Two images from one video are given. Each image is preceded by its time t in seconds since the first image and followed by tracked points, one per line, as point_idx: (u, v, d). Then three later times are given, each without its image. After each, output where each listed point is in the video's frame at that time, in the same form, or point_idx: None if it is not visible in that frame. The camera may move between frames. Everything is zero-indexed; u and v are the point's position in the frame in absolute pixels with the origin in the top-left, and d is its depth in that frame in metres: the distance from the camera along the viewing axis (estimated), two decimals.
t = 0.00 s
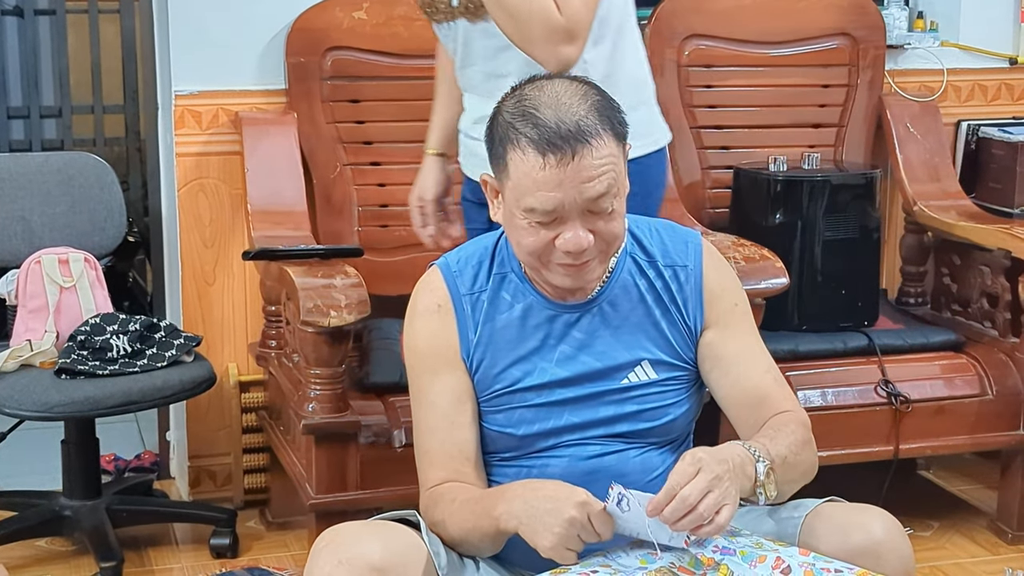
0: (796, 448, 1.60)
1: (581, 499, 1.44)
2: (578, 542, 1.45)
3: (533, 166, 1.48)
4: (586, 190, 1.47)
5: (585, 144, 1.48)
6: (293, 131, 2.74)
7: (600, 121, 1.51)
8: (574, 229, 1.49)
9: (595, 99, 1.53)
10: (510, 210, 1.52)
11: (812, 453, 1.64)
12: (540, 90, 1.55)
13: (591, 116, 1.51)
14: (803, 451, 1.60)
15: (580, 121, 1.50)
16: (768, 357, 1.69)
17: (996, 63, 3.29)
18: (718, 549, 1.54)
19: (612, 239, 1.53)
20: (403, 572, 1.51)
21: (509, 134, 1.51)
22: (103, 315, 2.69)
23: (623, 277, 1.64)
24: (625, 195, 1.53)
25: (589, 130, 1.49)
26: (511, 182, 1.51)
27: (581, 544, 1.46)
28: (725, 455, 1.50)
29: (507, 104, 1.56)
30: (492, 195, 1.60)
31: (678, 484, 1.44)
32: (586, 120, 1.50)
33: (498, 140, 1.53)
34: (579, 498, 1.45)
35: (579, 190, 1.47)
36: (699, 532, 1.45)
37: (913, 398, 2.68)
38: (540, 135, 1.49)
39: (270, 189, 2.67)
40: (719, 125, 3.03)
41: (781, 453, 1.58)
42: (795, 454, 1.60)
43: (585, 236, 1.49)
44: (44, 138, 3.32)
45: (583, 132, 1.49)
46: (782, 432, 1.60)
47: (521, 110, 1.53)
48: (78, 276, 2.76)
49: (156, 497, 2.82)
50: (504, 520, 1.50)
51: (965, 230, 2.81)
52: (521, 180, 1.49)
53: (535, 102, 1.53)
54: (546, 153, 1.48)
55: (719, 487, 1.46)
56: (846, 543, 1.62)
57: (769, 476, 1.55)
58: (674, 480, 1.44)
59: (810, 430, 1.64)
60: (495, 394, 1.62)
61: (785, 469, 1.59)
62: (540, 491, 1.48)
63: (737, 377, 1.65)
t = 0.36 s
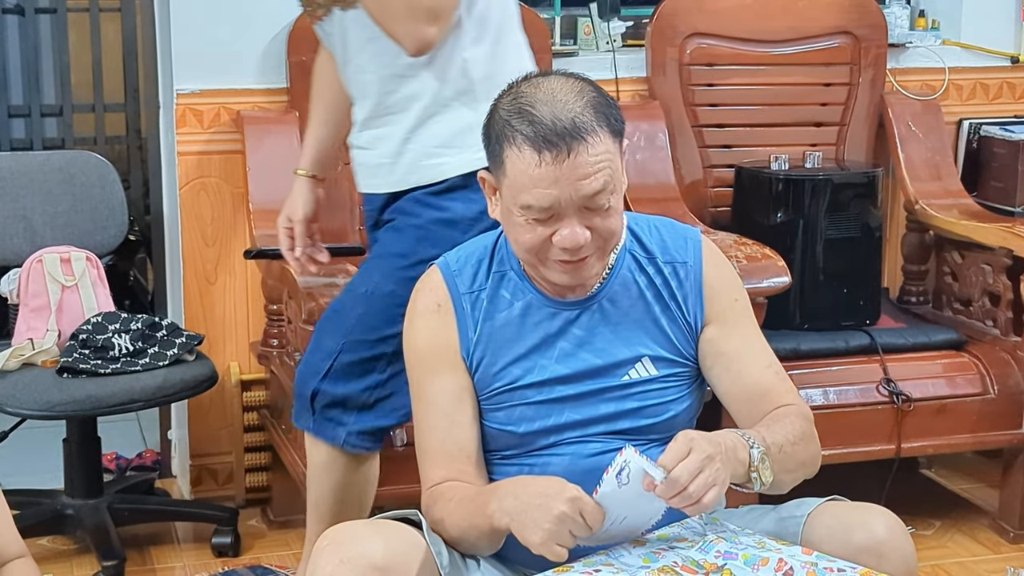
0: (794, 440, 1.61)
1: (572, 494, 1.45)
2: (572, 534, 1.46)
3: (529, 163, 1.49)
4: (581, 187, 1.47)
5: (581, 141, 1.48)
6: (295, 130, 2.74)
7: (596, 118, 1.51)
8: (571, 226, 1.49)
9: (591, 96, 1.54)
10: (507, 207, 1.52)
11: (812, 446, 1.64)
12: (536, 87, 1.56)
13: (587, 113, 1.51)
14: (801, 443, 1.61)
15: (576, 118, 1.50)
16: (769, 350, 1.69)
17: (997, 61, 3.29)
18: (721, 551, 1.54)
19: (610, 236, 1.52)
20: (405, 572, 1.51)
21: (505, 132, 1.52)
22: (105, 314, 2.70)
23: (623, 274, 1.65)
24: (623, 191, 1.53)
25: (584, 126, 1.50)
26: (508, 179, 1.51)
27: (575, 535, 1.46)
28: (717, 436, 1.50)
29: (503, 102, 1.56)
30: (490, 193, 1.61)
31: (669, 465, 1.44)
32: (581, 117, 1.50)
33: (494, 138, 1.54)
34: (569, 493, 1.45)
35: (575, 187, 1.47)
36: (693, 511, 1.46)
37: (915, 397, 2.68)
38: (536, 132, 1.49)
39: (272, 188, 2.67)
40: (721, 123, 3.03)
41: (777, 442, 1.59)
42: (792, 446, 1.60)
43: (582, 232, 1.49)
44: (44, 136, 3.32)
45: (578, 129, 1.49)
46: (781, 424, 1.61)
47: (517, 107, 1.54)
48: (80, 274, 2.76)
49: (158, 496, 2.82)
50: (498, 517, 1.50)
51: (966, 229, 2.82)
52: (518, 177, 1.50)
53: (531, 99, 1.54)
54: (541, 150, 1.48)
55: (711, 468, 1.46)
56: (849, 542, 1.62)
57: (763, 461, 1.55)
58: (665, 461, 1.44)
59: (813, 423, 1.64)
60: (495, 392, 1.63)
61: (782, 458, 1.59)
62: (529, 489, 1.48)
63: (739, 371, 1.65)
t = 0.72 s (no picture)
0: (791, 436, 1.61)
1: (572, 489, 1.45)
2: (578, 526, 1.46)
3: (531, 157, 1.50)
4: (583, 181, 1.48)
5: (582, 135, 1.49)
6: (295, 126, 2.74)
7: (597, 113, 1.52)
8: (572, 220, 1.49)
9: (592, 91, 1.55)
10: (508, 202, 1.53)
11: (812, 445, 1.64)
12: (537, 83, 1.57)
13: (589, 107, 1.53)
14: (797, 440, 1.61)
15: (577, 112, 1.51)
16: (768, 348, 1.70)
17: (997, 58, 3.30)
18: (721, 548, 1.54)
19: (610, 231, 1.53)
20: (407, 569, 1.52)
21: (506, 127, 1.53)
22: (106, 311, 2.70)
23: (623, 270, 1.65)
24: (624, 186, 1.53)
25: (586, 121, 1.51)
26: (509, 174, 1.52)
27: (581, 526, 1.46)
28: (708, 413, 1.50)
29: (504, 98, 1.57)
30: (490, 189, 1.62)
31: (665, 439, 1.44)
32: (583, 111, 1.52)
33: (495, 133, 1.55)
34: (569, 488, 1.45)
35: (577, 181, 1.48)
36: (689, 486, 1.45)
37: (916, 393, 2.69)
38: (538, 127, 1.50)
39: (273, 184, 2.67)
40: (721, 120, 3.03)
41: (772, 439, 1.59)
42: (789, 443, 1.60)
43: (583, 226, 1.49)
44: (44, 133, 3.32)
45: (579, 123, 1.50)
46: (778, 422, 1.61)
47: (518, 102, 1.55)
48: (81, 271, 2.76)
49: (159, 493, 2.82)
50: (499, 519, 1.50)
51: (967, 226, 2.82)
52: (520, 171, 1.50)
53: (531, 94, 1.55)
54: (543, 144, 1.49)
55: (701, 443, 1.47)
56: (850, 538, 1.62)
57: (759, 455, 1.55)
58: (659, 433, 1.44)
59: (810, 420, 1.65)
60: (495, 389, 1.63)
61: (776, 455, 1.58)
62: (528, 487, 1.48)
63: (739, 368, 1.66)
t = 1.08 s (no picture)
0: (792, 430, 1.61)
1: (570, 484, 1.45)
2: (576, 522, 1.45)
3: (537, 151, 1.50)
4: (589, 176, 1.48)
5: (589, 130, 1.50)
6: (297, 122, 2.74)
7: (603, 108, 1.53)
8: (577, 215, 1.50)
9: (597, 87, 1.56)
10: (513, 197, 1.53)
11: (812, 439, 1.65)
12: (543, 78, 1.58)
13: (595, 102, 1.53)
14: (799, 434, 1.61)
15: (583, 107, 1.52)
16: (769, 346, 1.71)
17: (998, 54, 3.31)
18: (722, 544, 1.54)
19: (615, 226, 1.53)
20: (408, 564, 1.53)
21: (512, 121, 1.54)
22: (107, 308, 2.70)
23: (626, 266, 1.65)
24: (629, 182, 1.53)
25: (592, 116, 1.51)
26: (515, 168, 1.52)
27: (578, 523, 1.46)
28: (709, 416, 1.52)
29: (510, 93, 1.59)
30: (495, 184, 1.62)
31: (666, 437, 1.45)
32: (589, 106, 1.52)
33: (502, 128, 1.56)
34: (567, 483, 1.45)
35: (583, 175, 1.48)
36: (684, 486, 1.44)
37: (916, 388, 2.69)
38: (544, 121, 1.51)
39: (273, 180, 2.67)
40: (722, 116, 3.03)
41: (773, 433, 1.60)
42: (789, 438, 1.61)
43: (588, 221, 1.50)
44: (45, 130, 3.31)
45: (586, 118, 1.51)
46: (780, 416, 1.62)
47: (524, 97, 1.56)
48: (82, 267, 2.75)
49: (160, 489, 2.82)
50: (499, 516, 1.51)
51: (967, 223, 2.82)
52: (526, 166, 1.51)
53: (538, 89, 1.56)
54: (550, 138, 1.50)
55: (704, 442, 1.48)
56: (851, 534, 1.62)
57: (761, 447, 1.56)
58: (663, 435, 1.45)
59: (812, 415, 1.65)
60: (497, 385, 1.63)
61: (779, 450, 1.60)
62: (528, 483, 1.49)
63: (740, 365, 1.67)
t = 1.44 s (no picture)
0: (795, 426, 1.62)
1: (569, 482, 1.45)
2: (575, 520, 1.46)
3: (541, 151, 1.50)
4: (592, 176, 1.48)
5: (592, 130, 1.50)
6: (297, 122, 2.74)
7: (606, 108, 1.53)
8: (581, 215, 1.50)
9: (600, 87, 1.56)
10: (516, 197, 1.53)
11: (812, 434, 1.65)
12: (546, 78, 1.58)
13: (598, 102, 1.54)
14: (802, 431, 1.62)
15: (587, 107, 1.52)
16: (770, 343, 1.71)
17: (1000, 54, 3.29)
18: (723, 544, 1.54)
19: (617, 227, 1.53)
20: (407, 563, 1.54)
21: (516, 121, 1.54)
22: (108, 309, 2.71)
23: (625, 266, 1.65)
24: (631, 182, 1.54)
25: (595, 116, 1.51)
26: (518, 168, 1.52)
27: (578, 521, 1.46)
28: (715, 418, 1.52)
29: (513, 92, 1.59)
30: (496, 184, 1.63)
31: (664, 446, 1.46)
32: (592, 107, 1.52)
33: (505, 128, 1.56)
34: (565, 481, 1.46)
35: (587, 176, 1.48)
36: (685, 494, 1.46)
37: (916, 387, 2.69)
38: (548, 121, 1.51)
39: (274, 180, 2.67)
40: (722, 116, 3.03)
41: (778, 427, 1.60)
42: (793, 433, 1.62)
43: (591, 221, 1.50)
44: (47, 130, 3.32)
45: (590, 118, 1.51)
46: (783, 410, 1.62)
47: (527, 97, 1.56)
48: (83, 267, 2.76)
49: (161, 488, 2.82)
50: (498, 516, 1.51)
51: (968, 222, 2.82)
52: (530, 166, 1.51)
53: (541, 89, 1.56)
54: (554, 138, 1.50)
55: (706, 447, 1.48)
56: (852, 534, 1.62)
57: (765, 445, 1.57)
58: (662, 442, 1.47)
59: (812, 410, 1.66)
60: (498, 385, 1.63)
61: (783, 445, 1.61)
62: (526, 482, 1.49)
63: (741, 363, 1.67)
